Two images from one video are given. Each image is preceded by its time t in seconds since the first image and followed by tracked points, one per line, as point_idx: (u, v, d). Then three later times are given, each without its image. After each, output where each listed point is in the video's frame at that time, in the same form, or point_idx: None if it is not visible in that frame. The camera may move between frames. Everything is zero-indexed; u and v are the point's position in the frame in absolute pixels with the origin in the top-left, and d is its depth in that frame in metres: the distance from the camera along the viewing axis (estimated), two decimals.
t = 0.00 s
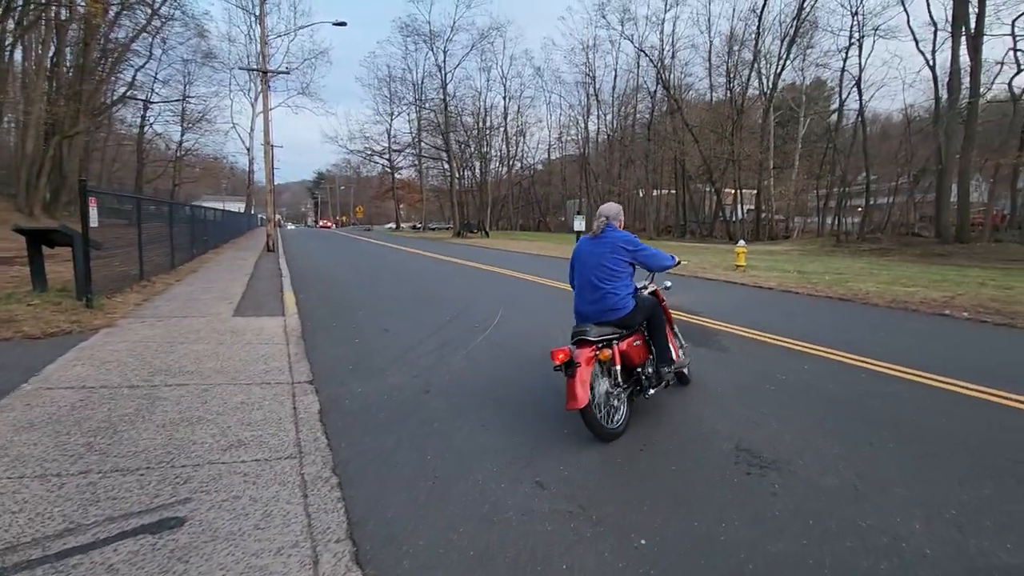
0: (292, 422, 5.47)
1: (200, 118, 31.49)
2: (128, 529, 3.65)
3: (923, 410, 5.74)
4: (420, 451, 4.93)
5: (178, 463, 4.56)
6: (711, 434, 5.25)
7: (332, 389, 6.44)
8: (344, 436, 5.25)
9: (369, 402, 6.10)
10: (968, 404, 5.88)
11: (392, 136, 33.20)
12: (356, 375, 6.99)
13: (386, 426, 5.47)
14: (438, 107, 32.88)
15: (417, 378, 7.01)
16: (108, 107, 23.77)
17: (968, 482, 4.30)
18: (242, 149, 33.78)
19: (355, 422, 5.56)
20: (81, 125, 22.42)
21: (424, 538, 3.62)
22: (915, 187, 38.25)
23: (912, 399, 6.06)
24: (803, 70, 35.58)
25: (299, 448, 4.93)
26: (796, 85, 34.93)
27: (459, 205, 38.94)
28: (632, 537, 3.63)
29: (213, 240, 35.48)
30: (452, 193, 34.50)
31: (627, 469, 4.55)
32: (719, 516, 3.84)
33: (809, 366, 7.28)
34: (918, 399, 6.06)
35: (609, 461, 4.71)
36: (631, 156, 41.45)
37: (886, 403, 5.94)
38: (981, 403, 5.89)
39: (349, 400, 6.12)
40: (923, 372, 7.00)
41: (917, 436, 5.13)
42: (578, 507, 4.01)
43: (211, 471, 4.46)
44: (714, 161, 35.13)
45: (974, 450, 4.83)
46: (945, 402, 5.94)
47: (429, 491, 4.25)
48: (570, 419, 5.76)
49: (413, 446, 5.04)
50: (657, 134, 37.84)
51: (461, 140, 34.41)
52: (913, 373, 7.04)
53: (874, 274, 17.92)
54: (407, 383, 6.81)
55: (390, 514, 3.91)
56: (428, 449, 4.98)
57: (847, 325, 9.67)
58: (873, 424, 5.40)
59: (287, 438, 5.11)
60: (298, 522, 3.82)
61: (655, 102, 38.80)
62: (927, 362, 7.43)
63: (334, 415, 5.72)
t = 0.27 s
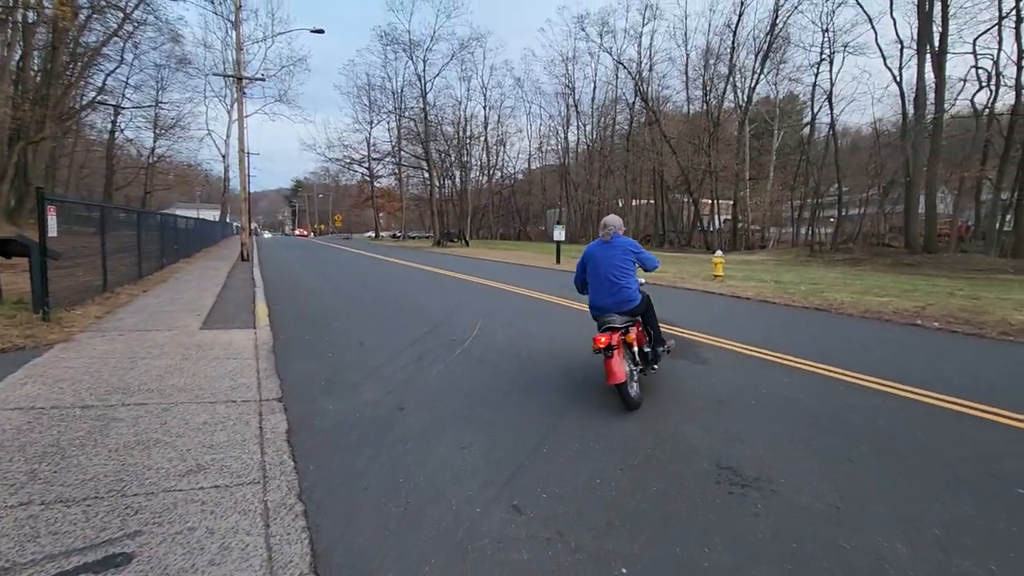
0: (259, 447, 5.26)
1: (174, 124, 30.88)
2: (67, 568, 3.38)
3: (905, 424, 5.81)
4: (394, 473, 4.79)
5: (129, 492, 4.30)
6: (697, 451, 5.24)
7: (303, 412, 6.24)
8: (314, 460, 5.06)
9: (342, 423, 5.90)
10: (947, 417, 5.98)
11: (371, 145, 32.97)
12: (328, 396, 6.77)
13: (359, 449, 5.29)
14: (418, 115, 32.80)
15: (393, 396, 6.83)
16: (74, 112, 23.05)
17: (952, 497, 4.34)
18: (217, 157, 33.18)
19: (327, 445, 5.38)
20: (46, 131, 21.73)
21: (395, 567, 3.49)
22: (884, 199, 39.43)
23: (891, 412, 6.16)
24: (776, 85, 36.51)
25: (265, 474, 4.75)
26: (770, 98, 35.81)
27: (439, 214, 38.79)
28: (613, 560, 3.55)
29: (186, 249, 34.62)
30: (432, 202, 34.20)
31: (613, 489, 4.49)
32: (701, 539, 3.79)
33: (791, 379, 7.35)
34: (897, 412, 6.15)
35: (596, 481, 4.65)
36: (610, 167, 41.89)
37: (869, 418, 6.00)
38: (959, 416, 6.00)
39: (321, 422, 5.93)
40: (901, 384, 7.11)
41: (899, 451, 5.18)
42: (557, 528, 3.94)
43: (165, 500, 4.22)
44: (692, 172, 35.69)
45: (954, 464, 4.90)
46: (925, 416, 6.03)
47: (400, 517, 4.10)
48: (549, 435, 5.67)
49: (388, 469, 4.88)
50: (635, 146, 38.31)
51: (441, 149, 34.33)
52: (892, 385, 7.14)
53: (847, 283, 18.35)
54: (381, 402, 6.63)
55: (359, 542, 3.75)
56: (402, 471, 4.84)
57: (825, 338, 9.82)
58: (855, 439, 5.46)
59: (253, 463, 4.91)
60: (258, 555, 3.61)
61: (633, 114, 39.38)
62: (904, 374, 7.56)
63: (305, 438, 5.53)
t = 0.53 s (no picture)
0: (240, 471, 5.11)
1: (163, 132, 30.68)
2: None
3: (905, 442, 5.83)
4: (381, 498, 4.67)
5: (97, 524, 4.11)
6: (698, 472, 5.18)
7: (288, 433, 6.12)
8: (297, 485, 4.91)
9: (328, 445, 5.78)
10: (947, 435, 6.01)
11: (363, 153, 32.84)
12: (314, 415, 6.65)
13: (344, 472, 5.17)
14: (410, 124, 32.94)
15: (380, 413, 6.73)
16: (59, 121, 22.79)
17: (956, 521, 4.33)
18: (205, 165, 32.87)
19: (312, 468, 5.24)
20: (30, 140, 21.43)
21: None
22: (872, 207, 39.93)
23: (891, 430, 6.19)
24: (765, 94, 36.93)
25: (245, 501, 4.59)
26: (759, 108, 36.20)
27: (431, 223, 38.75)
28: None
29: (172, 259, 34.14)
30: (423, 211, 34.08)
31: (614, 514, 4.40)
32: (699, 569, 3.69)
33: (790, 396, 7.36)
34: (896, 430, 6.19)
35: (593, 506, 4.54)
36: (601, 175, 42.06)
37: (868, 436, 6.01)
38: (958, 434, 6.03)
39: (305, 444, 5.80)
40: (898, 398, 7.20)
41: (902, 472, 5.18)
42: (549, 558, 3.82)
43: (134, 533, 4.03)
44: (682, 181, 35.90)
45: (957, 486, 4.90)
46: (924, 434, 6.07)
47: (386, 546, 3.97)
48: (543, 454, 5.57)
49: (375, 494, 4.76)
50: (626, 154, 38.48)
51: (433, 158, 34.31)
52: (890, 400, 7.22)
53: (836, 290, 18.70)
54: (369, 420, 6.52)
55: None
56: (389, 496, 4.71)
57: (820, 351, 9.88)
58: (853, 460, 5.43)
59: (234, 489, 4.77)
60: None
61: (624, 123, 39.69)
62: (901, 388, 7.61)
63: (287, 461, 5.39)
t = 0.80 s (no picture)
0: (232, 489, 5.02)
1: (163, 138, 30.76)
2: None
3: (910, 454, 5.82)
4: (377, 516, 4.59)
5: (81, 547, 4.01)
6: (703, 488, 5.12)
7: (283, 447, 6.04)
8: (290, 503, 4.82)
9: (324, 460, 5.70)
10: (953, 447, 5.99)
11: (363, 158, 32.75)
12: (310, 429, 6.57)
13: (339, 488, 5.08)
14: (410, 129, 33.08)
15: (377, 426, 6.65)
16: (59, 127, 22.82)
17: (968, 538, 4.28)
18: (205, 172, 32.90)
19: (307, 485, 5.15)
20: (30, 145, 21.44)
21: None
22: (871, 213, 39.99)
23: (894, 441, 6.16)
24: (764, 100, 37.08)
25: (236, 521, 4.50)
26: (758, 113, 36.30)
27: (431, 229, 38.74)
28: None
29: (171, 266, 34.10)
30: (423, 217, 34.09)
31: (617, 532, 4.34)
32: None
33: (795, 407, 7.33)
34: (900, 441, 6.16)
35: (595, 525, 4.45)
36: (601, 180, 42.14)
37: (874, 448, 5.99)
38: (964, 446, 6.01)
39: (300, 459, 5.71)
40: (901, 409, 7.22)
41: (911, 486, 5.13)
42: None
43: (121, 556, 3.94)
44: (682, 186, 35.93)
45: (966, 501, 4.87)
46: (930, 445, 6.07)
47: (381, 568, 3.89)
48: (541, 469, 5.49)
49: (370, 511, 4.68)
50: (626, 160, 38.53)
51: (433, 163, 34.37)
52: (892, 411, 7.24)
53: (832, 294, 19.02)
54: (365, 434, 6.43)
55: None
56: (385, 513, 4.63)
57: (821, 361, 9.87)
58: (857, 473, 5.39)
59: (225, 508, 4.68)
60: None
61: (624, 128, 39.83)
62: (905, 398, 7.60)
63: (281, 478, 5.29)
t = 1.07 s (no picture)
0: (234, 498, 4.98)
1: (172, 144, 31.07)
2: None
3: (920, 462, 5.78)
4: (381, 526, 4.56)
5: (81, 559, 3.98)
6: (714, 499, 5.05)
7: (287, 454, 6.01)
8: (293, 513, 4.79)
9: (328, 469, 5.67)
10: (965, 456, 5.94)
11: (369, 163, 32.96)
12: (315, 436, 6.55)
13: (343, 498, 5.04)
14: (416, 134, 33.36)
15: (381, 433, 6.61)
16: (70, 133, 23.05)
17: (986, 551, 4.21)
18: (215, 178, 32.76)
19: (310, 494, 5.12)
20: (40, 151, 21.66)
21: None
22: (879, 217, 39.80)
23: (904, 449, 6.12)
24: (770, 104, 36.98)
25: (238, 531, 4.46)
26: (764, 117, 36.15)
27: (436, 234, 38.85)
28: None
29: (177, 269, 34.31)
30: (429, 221, 34.00)
31: (625, 543, 4.31)
32: None
33: (804, 414, 7.29)
34: (909, 449, 6.12)
35: (603, 538, 4.38)
36: (607, 184, 42.19)
37: (885, 457, 5.93)
38: (978, 455, 5.94)
39: (303, 468, 5.68)
40: (907, 415, 7.22)
41: (926, 497, 5.07)
42: None
43: (121, 568, 3.91)
44: (687, 190, 35.90)
45: (982, 512, 4.79)
46: (939, 452, 6.04)
47: None
48: (546, 479, 5.44)
49: (374, 521, 4.64)
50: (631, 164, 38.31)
51: (438, 168, 34.61)
52: (899, 418, 7.22)
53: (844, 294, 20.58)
54: (369, 441, 6.40)
55: None
56: (389, 523, 4.60)
57: (829, 367, 9.81)
58: (867, 482, 5.35)
59: (226, 519, 4.64)
60: None
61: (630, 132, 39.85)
62: (913, 405, 7.55)
63: (284, 487, 5.26)
